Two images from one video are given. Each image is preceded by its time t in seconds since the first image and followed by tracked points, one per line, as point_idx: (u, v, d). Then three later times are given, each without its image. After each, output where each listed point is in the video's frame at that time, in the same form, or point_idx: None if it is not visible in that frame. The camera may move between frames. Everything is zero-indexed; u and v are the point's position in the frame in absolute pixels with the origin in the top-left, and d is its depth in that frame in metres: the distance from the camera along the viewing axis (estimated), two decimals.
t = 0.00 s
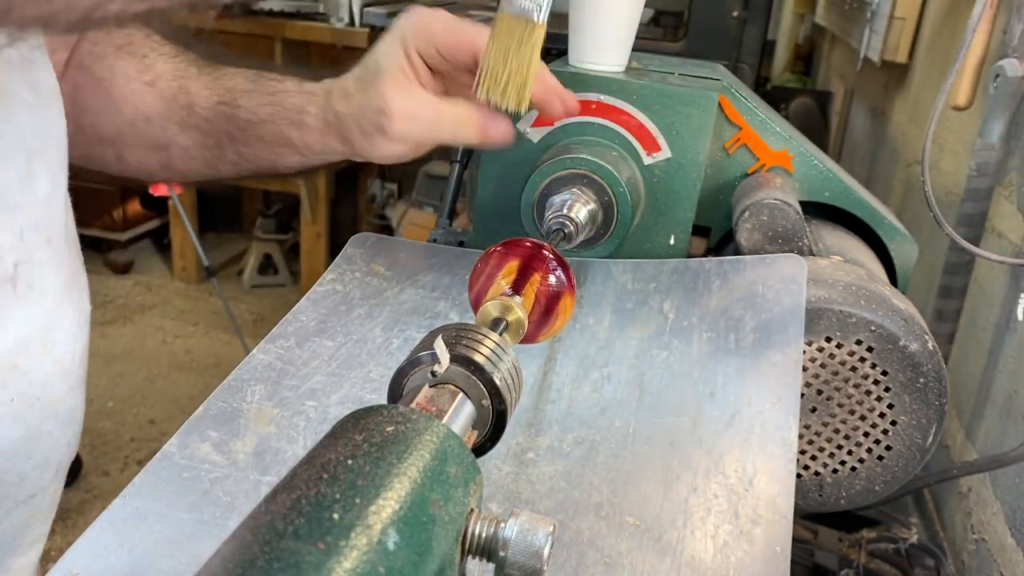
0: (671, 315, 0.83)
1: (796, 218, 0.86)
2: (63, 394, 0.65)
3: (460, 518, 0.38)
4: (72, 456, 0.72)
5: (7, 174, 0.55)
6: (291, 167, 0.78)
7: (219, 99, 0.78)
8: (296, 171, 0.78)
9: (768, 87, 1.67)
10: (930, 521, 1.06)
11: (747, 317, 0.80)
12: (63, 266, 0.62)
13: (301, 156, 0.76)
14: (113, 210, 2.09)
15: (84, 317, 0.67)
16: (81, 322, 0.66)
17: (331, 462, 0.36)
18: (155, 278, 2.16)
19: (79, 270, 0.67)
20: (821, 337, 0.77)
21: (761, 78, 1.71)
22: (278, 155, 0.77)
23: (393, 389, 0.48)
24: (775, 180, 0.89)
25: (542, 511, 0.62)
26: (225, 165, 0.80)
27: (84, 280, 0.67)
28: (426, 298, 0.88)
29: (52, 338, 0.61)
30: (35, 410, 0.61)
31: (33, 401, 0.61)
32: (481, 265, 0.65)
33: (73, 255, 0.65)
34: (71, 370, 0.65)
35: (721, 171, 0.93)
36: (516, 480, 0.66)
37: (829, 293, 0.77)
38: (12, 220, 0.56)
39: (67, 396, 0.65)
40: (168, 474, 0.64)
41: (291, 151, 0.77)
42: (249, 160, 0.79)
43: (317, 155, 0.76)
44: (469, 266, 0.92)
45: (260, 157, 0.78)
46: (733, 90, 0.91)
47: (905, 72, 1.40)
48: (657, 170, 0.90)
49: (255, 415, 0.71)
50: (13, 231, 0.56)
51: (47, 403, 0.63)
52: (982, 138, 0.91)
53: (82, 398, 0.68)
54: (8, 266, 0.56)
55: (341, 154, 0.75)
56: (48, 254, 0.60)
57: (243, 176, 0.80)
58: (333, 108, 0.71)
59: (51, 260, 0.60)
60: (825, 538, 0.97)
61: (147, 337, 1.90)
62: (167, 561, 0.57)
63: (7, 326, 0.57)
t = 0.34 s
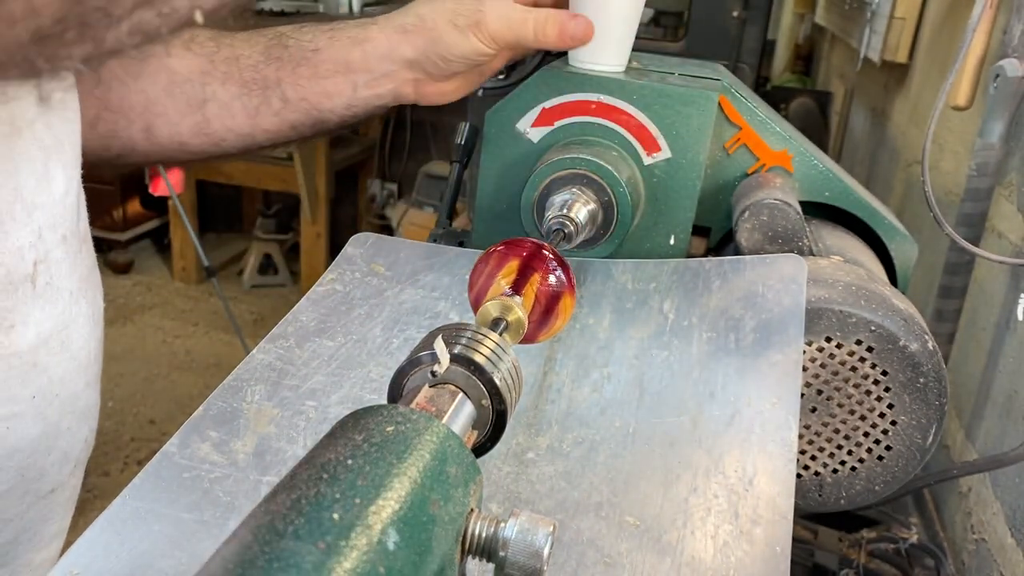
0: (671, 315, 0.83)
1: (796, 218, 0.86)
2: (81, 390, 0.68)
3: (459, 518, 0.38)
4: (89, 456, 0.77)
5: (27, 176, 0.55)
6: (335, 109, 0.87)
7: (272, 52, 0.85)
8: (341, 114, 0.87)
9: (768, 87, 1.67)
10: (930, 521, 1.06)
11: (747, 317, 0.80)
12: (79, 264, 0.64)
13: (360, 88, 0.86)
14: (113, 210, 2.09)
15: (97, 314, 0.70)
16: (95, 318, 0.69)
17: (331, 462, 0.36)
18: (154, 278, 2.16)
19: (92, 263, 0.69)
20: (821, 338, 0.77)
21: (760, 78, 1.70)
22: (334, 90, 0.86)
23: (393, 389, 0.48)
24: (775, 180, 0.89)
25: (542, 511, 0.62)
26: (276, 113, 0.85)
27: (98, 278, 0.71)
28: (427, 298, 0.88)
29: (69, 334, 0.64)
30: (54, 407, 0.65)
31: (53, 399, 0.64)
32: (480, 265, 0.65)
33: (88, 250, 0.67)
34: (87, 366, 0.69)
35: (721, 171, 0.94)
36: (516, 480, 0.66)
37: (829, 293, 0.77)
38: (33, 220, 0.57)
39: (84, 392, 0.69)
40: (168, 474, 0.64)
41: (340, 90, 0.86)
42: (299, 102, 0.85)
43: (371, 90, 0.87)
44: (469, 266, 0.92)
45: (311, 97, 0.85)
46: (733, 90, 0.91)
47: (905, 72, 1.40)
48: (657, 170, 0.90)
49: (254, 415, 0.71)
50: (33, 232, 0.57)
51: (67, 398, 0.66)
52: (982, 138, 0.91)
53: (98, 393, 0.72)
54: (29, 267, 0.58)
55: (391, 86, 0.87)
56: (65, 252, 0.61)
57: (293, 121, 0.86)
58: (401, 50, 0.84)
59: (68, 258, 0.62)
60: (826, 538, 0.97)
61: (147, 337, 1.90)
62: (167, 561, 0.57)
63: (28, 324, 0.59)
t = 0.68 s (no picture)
0: (671, 315, 0.83)
1: (796, 218, 0.86)
2: (91, 385, 0.73)
3: (460, 518, 0.38)
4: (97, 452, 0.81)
5: (47, 175, 0.58)
6: (336, 97, 0.78)
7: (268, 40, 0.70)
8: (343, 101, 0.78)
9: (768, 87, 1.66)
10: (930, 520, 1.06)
11: (747, 317, 0.80)
12: (90, 262, 0.68)
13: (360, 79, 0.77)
14: (114, 210, 2.07)
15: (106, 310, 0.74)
16: (103, 312, 0.73)
17: (331, 462, 0.36)
18: (155, 278, 2.16)
19: (103, 264, 0.73)
20: (821, 337, 0.77)
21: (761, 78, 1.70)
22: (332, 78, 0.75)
23: (393, 389, 0.48)
24: (775, 180, 0.89)
25: (542, 511, 0.62)
26: (276, 104, 0.75)
27: (106, 275, 0.74)
28: (427, 298, 0.88)
29: (83, 330, 0.68)
30: (66, 403, 0.69)
31: (65, 395, 0.68)
32: (480, 265, 0.65)
33: (99, 249, 0.71)
34: (96, 362, 0.73)
35: (721, 172, 0.94)
36: (516, 480, 0.66)
37: (829, 293, 0.77)
38: (51, 219, 0.60)
39: (93, 388, 0.73)
40: (168, 474, 0.64)
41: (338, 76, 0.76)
42: (298, 91, 0.76)
43: (373, 77, 0.77)
44: (469, 266, 0.92)
45: (309, 85, 0.75)
46: (734, 90, 0.91)
47: (905, 72, 1.40)
48: (657, 170, 0.91)
49: (254, 415, 0.71)
50: (50, 231, 0.60)
51: (77, 394, 0.70)
52: (982, 138, 0.91)
53: (106, 390, 0.76)
54: (45, 265, 0.61)
55: (393, 74, 0.78)
56: (79, 250, 0.65)
57: (292, 110, 0.76)
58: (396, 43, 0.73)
59: (81, 256, 0.66)
60: (825, 538, 0.97)
61: (147, 337, 1.90)
62: (166, 561, 0.56)
63: (44, 321, 0.63)
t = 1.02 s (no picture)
0: (671, 315, 0.83)
1: (796, 218, 0.86)
2: (99, 386, 0.73)
3: (459, 518, 0.38)
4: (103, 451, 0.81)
5: (57, 175, 0.59)
6: (336, 96, 0.80)
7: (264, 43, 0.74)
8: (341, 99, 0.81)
9: (768, 87, 1.67)
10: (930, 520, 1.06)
11: (747, 317, 0.80)
12: (99, 263, 0.69)
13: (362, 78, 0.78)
14: (114, 210, 2.07)
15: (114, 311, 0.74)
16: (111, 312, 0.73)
17: (331, 462, 0.36)
18: (155, 278, 2.16)
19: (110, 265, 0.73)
20: (821, 337, 0.77)
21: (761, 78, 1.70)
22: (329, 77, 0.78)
23: (393, 389, 0.48)
24: (775, 180, 0.89)
25: (542, 511, 0.62)
26: (274, 102, 0.79)
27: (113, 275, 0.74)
28: (426, 298, 0.88)
29: (91, 331, 0.68)
30: (75, 403, 0.69)
31: (75, 396, 0.69)
32: (481, 265, 0.65)
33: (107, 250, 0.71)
34: (103, 363, 0.73)
35: (721, 172, 0.94)
36: (516, 480, 0.66)
37: (829, 293, 0.77)
38: (62, 220, 0.60)
39: (101, 389, 0.73)
40: (168, 473, 0.64)
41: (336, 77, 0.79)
42: (296, 91, 0.79)
43: (372, 77, 0.79)
44: (469, 266, 0.92)
45: (308, 85, 0.79)
46: (734, 90, 0.91)
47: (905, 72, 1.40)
48: (657, 170, 0.91)
49: (254, 415, 0.71)
50: (61, 231, 0.61)
51: (85, 395, 0.70)
52: (981, 138, 0.91)
53: (112, 391, 0.76)
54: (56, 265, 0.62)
55: (392, 73, 0.78)
56: (89, 250, 0.66)
57: (292, 109, 0.80)
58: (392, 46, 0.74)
59: (91, 257, 0.66)
60: (826, 538, 0.97)
61: (147, 337, 1.90)
62: (167, 561, 0.57)
63: (55, 321, 0.63)
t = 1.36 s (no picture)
0: (671, 315, 0.83)
1: (796, 218, 0.86)
2: (92, 387, 0.73)
3: (459, 518, 0.38)
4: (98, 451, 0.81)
5: (44, 176, 0.59)
6: (334, 94, 0.80)
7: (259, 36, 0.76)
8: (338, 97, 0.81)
9: (768, 87, 1.67)
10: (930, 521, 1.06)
11: (747, 317, 0.81)
12: (90, 264, 0.69)
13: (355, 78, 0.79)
14: (114, 210, 2.07)
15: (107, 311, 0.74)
16: (104, 313, 0.73)
17: (331, 462, 0.36)
18: (155, 278, 2.16)
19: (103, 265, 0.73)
20: (821, 337, 0.77)
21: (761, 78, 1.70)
22: (327, 76, 0.78)
23: (393, 389, 0.48)
24: (775, 180, 0.89)
25: (542, 511, 0.62)
26: (272, 101, 0.80)
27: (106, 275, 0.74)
28: (426, 298, 0.88)
29: (83, 333, 0.69)
30: (66, 405, 0.69)
31: (67, 397, 0.69)
32: (480, 265, 0.65)
33: (99, 250, 0.71)
34: (97, 363, 0.73)
35: (721, 172, 0.94)
36: (516, 480, 0.66)
37: (829, 293, 0.77)
38: (51, 220, 0.61)
39: (94, 389, 0.74)
40: (167, 473, 0.64)
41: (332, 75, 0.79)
42: (294, 90, 0.80)
43: (370, 75, 0.79)
44: (469, 266, 0.92)
45: (305, 84, 0.79)
46: (734, 90, 0.91)
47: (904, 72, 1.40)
48: (657, 171, 0.91)
49: (254, 415, 0.71)
50: (50, 232, 0.61)
51: (78, 396, 0.71)
52: (981, 138, 0.91)
53: (106, 391, 0.77)
54: (45, 268, 0.62)
55: (389, 71, 0.78)
56: (79, 253, 0.66)
57: (290, 108, 0.81)
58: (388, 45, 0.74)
59: (81, 258, 0.66)
60: (826, 538, 0.97)
61: (148, 337, 1.90)
62: (167, 560, 0.57)
63: (44, 323, 0.63)
